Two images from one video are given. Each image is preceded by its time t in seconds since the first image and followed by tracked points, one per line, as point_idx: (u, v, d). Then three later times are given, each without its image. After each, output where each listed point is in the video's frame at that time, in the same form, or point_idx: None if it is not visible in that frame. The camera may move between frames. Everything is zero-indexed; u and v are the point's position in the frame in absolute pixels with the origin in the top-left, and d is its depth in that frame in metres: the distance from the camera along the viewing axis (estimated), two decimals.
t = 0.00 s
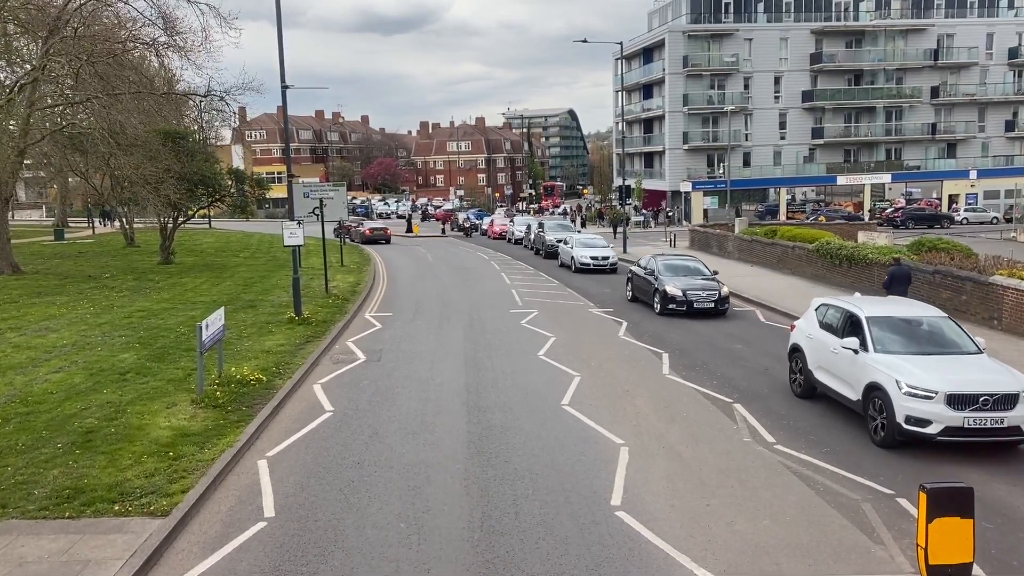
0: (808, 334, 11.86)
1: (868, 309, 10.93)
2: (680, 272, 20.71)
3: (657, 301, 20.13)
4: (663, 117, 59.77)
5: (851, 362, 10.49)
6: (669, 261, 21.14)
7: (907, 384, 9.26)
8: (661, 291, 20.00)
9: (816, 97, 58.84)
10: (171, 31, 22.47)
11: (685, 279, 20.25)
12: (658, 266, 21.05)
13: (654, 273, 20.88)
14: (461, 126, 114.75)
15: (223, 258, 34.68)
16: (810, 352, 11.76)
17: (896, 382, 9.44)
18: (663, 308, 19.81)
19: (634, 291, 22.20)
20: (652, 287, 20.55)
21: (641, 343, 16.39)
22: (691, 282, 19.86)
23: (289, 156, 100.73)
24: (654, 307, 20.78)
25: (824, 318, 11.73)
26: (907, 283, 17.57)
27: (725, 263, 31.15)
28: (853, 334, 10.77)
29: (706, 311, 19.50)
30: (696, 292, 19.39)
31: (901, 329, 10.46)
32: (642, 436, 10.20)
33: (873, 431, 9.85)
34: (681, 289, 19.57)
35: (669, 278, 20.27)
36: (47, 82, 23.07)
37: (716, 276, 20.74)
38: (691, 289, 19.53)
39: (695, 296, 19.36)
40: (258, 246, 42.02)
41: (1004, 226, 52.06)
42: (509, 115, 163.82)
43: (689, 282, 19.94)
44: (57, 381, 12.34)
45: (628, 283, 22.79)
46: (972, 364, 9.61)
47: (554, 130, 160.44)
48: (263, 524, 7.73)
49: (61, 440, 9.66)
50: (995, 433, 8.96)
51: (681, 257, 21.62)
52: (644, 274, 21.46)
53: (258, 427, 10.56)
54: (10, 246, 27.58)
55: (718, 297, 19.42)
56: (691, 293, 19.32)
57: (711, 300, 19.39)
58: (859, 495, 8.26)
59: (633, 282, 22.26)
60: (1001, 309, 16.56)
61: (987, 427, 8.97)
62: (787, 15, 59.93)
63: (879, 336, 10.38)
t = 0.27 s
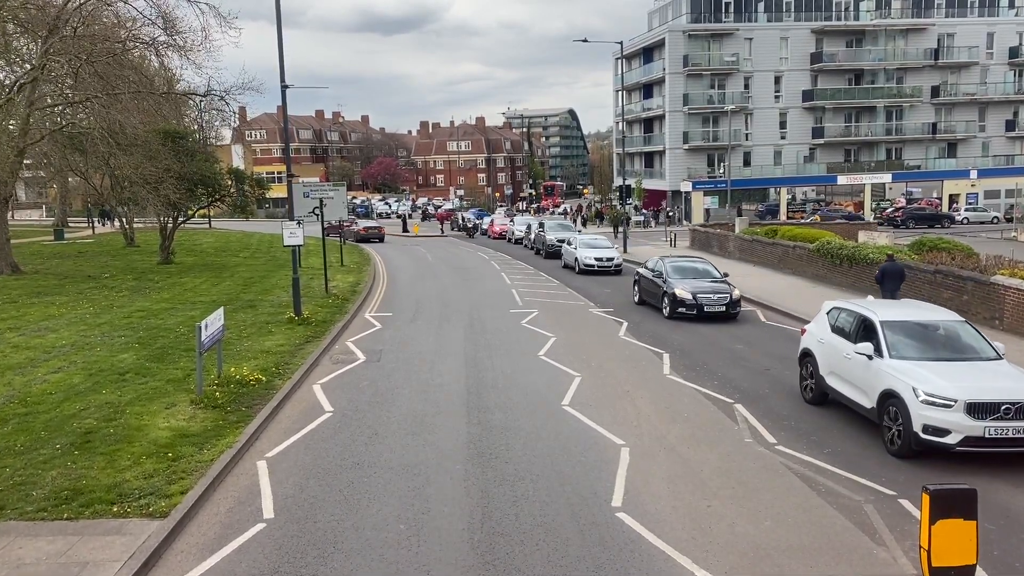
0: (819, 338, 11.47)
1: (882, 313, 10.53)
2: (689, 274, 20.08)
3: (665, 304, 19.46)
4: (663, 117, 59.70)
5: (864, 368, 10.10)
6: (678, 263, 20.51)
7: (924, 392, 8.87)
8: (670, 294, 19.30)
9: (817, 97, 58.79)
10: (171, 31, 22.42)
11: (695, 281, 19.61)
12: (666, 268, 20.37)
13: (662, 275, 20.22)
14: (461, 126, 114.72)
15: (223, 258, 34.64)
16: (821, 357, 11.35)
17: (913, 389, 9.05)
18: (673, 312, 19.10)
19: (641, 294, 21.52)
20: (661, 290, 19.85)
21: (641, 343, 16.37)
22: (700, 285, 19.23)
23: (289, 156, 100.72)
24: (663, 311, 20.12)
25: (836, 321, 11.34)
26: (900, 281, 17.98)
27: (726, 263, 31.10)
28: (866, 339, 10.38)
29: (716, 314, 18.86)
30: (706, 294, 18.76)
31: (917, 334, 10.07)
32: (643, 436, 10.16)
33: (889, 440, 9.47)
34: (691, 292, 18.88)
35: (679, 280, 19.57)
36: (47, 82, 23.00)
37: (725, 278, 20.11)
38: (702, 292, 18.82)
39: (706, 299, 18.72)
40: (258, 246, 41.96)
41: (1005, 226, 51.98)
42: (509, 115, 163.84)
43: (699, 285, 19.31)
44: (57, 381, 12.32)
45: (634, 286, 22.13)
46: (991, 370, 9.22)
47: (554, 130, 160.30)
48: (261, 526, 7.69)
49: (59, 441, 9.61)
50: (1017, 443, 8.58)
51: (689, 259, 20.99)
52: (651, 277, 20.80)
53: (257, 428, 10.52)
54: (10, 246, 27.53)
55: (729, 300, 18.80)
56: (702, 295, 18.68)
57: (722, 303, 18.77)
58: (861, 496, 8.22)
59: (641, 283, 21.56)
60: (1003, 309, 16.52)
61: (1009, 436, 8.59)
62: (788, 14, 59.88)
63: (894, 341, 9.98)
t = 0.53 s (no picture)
0: (831, 343, 11.11)
1: (896, 317, 10.16)
2: (698, 277, 19.41)
3: (675, 308, 18.77)
4: (663, 117, 59.67)
5: (878, 374, 9.75)
6: (688, 266, 19.81)
7: (941, 400, 8.51)
8: (680, 298, 18.62)
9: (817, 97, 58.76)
10: (171, 31, 22.39)
11: (705, 284, 18.92)
12: (675, 271, 19.70)
13: (671, 278, 19.53)
14: (461, 126, 114.72)
15: (223, 258, 34.62)
16: (833, 363, 11.00)
17: (930, 397, 8.70)
18: (683, 316, 18.41)
19: (649, 297, 20.82)
20: (670, 294, 19.17)
21: (641, 343, 16.35)
22: (711, 289, 18.55)
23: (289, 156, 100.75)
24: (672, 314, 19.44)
25: (848, 326, 10.97)
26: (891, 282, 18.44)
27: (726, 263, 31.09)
28: (880, 345, 10.01)
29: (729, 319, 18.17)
30: (717, 298, 18.07)
31: (933, 339, 9.70)
32: (643, 437, 10.14)
33: (904, 450, 9.11)
34: (702, 295, 18.18)
35: (689, 284, 18.89)
36: (47, 82, 22.96)
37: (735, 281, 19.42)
38: (713, 295, 18.11)
39: (717, 303, 18.03)
40: (258, 246, 41.93)
41: (1005, 226, 51.94)
42: (509, 115, 163.86)
43: (710, 288, 18.63)
44: (55, 382, 12.30)
45: (641, 289, 21.43)
46: (1010, 378, 8.85)
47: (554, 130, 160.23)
48: (261, 527, 7.66)
49: (58, 442, 9.59)
50: None
51: (699, 261, 20.31)
52: (660, 280, 20.11)
53: (256, 429, 10.49)
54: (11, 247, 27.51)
55: (742, 304, 18.10)
56: (713, 299, 17.99)
57: (734, 307, 18.07)
58: (862, 497, 8.19)
59: (648, 287, 20.90)
60: (1004, 309, 16.49)
61: None
62: (788, 14, 59.85)
63: (909, 347, 9.61)
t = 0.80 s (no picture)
0: (841, 347, 10.77)
1: (909, 321, 9.81)
2: (709, 280, 18.79)
3: (685, 313, 18.19)
4: (663, 116, 59.65)
5: (891, 381, 9.40)
6: (697, 268, 19.20)
7: (959, 408, 8.17)
8: (690, 302, 18.04)
9: (817, 97, 58.74)
10: (171, 31, 22.36)
11: (716, 287, 18.32)
12: (684, 274, 19.11)
13: (680, 281, 18.92)
14: (461, 126, 114.72)
15: (222, 258, 34.59)
16: (843, 367, 10.66)
17: (947, 405, 8.35)
18: (693, 321, 17.83)
19: (656, 300, 20.23)
20: (679, 297, 18.59)
21: (641, 343, 16.35)
22: (722, 292, 17.94)
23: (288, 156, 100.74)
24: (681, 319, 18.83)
25: (859, 330, 10.62)
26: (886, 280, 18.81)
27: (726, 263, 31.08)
28: (893, 350, 9.67)
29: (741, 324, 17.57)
30: (728, 302, 17.49)
31: (947, 345, 9.36)
32: (643, 437, 10.13)
33: (919, 459, 8.77)
34: (713, 299, 17.59)
35: (699, 287, 18.31)
36: (47, 82, 22.95)
37: (745, 283, 18.86)
38: (725, 299, 17.54)
39: (729, 308, 17.43)
40: (257, 246, 41.92)
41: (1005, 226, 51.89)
42: (509, 115, 163.84)
43: (720, 291, 18.02)
44: (55, 382, 12.28)
45: (649, 292, 20.80)
46: None
47: (554, 130, 160.15)
48: (260, 527, 7.66)
49: (57, 442, 9.57)
50: None
51: (708, 264, 19.68)
52: (668, 283, 19.49)
53: (255, 429, 10.48)
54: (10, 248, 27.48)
55: (753, 308, 17.49)
56: (724, 304, 17.41)
57: (746, 312, 17.47)
58: (862, 497, 8.19)
59: (654, 289, 20.31)
60: (1005, 309, 16.47)
61: None
62: (788, 14, 59.81)
63: (922, 352, 9.27)
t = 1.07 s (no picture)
0: (851, 351, 10.44)
1: (923, 325, 9.46)
2: (720, 282, 18.09)
3: (694, 316, 17.50)
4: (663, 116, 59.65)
5: (904, 386, 9.07)
6: (707, 270, 18.50)
7: (975, 416, 7.84)
8: (699, 305, 17.36)
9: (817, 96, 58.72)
10: (170, 31, 22.33)
11: (727, 290, 17.62)
12: (694, 276, 18.44)
13: (690, 284, 18.23)
14: (461, 125, 114.74)
15: (222, 258, 34.58)
16: (854, 372, 10.33)
17: (963, 412, 8.00)
18: (703, 325, 17.16)
19: (665, 302, 19.58)
20: (688, 300, 17.91)
21: (642, 343, 16.34)
22: (733, 296, 17.22)
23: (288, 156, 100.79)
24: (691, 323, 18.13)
25: (870, 333, 10.28)
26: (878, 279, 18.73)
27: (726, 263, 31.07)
28: (905, 354, 9.33)
29: (752, 328, 16.84)
30: (740, 305, 16.77)
31: (962, 350, 9.01)
32: (644, 437, 10.12)
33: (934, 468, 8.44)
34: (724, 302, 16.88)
35: (709, 290, 17.61)
36: (47, 82, 22.94)
37: (758, 286, 18.15)
38: (736, 303, 16.84)
39: (740, 311, 16.70)
40: (257, 245, 41.95)
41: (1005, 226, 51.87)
42: (509, 115, 163.88)
43: (731, 294, 17.30)
44: (55, 382, 12.28)
45: (657, 294, 20.14)
46: None
47: (554, 130, 160.19)
48: (260, 527, 7.65)
49: (58, 442, 9.56)
50: None
51: (719, 266, 18.98)
52: (677, 286, 18.81)
53: (255, 429, 10.47)
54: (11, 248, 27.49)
55: (767, 312, 16.75)
56: (736, 307, 16.71)
57: (759, 316, 16.72)
58: (863, 497, 8.18)
59: (663, 291, 19.66)
60: (1006, 308, 16.45)
61: None
62: (788, 13, 59.78)
63: (936, 357, 8.93)
